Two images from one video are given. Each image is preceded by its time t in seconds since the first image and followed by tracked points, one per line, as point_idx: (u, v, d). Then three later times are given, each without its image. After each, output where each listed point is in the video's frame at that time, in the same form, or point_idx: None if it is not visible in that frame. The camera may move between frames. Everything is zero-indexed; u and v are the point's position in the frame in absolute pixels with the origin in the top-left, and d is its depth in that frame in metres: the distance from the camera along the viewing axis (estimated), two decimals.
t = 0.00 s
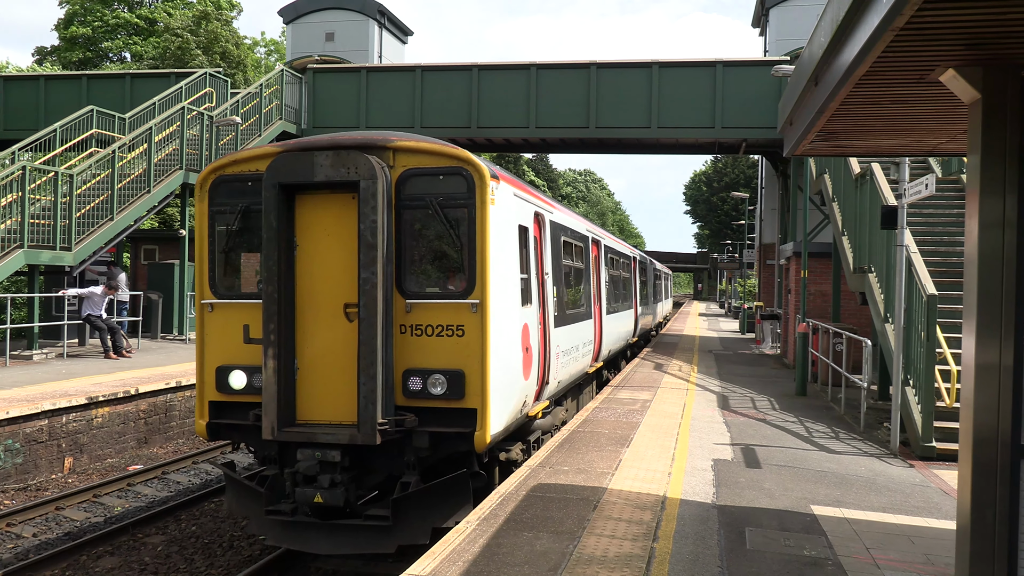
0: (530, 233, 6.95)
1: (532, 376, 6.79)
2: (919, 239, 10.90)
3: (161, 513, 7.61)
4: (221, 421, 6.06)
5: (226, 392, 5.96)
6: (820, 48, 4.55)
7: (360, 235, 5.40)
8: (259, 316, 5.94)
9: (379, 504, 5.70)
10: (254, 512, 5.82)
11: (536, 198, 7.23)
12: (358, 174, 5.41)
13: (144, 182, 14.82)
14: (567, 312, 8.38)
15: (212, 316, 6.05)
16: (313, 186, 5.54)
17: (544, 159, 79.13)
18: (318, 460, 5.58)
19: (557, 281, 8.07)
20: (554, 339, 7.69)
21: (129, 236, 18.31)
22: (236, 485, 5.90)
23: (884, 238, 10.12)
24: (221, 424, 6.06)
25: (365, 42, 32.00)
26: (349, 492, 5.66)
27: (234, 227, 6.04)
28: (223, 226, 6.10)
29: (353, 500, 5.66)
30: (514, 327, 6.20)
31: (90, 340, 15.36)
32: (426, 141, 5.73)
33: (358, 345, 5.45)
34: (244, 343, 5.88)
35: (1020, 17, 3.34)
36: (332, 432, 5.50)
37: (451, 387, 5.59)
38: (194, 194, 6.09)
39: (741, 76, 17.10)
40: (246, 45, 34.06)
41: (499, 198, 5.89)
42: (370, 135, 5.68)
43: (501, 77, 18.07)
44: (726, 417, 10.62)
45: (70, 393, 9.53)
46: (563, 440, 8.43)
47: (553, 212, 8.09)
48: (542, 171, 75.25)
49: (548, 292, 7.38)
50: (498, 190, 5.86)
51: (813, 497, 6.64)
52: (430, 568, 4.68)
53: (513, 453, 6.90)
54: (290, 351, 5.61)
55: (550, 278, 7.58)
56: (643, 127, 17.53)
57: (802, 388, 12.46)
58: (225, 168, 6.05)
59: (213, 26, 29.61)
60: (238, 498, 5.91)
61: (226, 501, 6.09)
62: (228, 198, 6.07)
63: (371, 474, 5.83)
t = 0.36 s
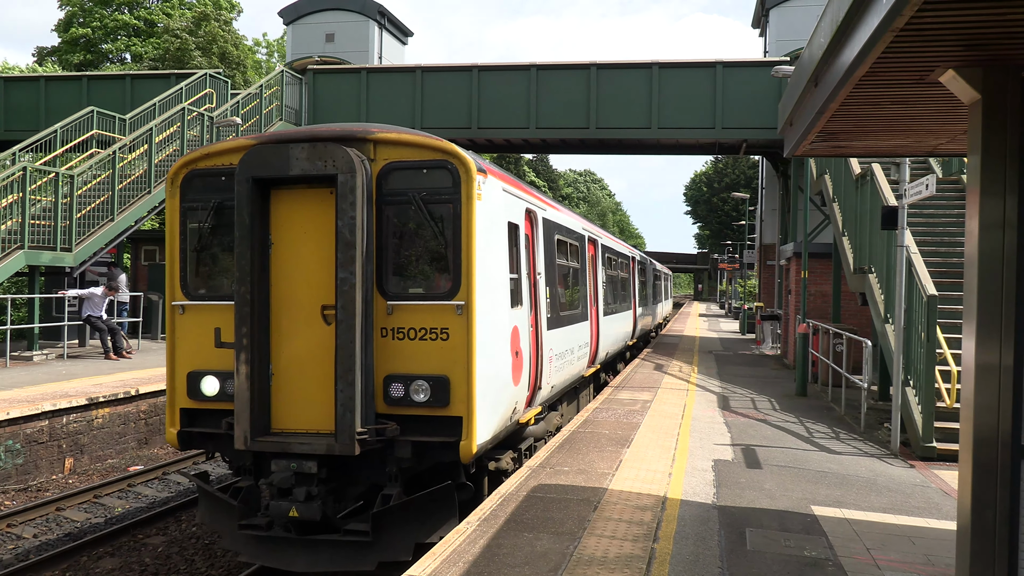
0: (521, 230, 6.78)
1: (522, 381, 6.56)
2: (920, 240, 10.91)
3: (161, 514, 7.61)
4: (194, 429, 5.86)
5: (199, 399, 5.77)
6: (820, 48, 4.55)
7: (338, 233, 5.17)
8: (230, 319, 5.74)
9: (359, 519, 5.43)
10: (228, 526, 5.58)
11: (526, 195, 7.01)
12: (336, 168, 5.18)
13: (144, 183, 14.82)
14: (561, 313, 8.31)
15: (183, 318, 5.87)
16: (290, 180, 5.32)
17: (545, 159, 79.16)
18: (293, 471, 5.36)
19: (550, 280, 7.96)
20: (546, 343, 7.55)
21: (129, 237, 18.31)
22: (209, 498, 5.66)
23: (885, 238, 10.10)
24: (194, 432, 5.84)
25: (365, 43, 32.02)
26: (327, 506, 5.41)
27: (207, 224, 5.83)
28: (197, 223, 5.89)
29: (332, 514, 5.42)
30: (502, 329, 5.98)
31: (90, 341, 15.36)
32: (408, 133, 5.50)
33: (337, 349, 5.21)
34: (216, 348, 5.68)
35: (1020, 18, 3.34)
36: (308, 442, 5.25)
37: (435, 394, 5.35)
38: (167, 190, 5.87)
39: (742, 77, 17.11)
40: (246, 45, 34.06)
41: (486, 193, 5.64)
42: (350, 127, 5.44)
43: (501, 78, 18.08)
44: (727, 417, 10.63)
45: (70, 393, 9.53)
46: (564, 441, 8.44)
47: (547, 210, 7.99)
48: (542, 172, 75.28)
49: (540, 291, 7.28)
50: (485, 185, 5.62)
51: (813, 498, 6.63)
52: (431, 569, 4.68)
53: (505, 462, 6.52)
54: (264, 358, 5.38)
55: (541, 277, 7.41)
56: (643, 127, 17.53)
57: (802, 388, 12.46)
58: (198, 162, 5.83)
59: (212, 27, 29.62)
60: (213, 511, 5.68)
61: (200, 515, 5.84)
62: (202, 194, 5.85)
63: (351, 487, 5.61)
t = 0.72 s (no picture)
0: (509, 227, 6.50)
1: (508, 386, 6.28)
2: (920, 240, 10.92)
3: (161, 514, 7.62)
4: (157, 439, 5.56)
5: (162, 407, 5.47)
6: (820, 48, 4.55)
7: (309, 229, 4.93)
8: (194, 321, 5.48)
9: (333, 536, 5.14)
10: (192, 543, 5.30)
11: (513, 189, 6.72)
12: (306, 159, 4.93)
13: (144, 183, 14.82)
14: (553, 314, 8.15)
15: (147, 322, 5.60)
16: (259, 171, 5.08)
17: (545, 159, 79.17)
18: (261, 485, 5.08)
19: (540, 280, 7.76)
20: (536, 344, 7.33)
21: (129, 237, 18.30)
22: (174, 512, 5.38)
23: (885, 238, 10.09)
24: (157, 443, 5.55)
25: (365, 42, 32.07)
26: (297, 522, 5.12)
27: (172, 220, 5.56)
28: (161, 218, 5.62)
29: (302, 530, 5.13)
30: (487, 331, 5.68)
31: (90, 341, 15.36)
32: (384, 121, 5.21)
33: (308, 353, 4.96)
34: (177, 352, 5.41)
35: (1021, 19, 3.34)
36: (277, 453, 4.98)
37: (415, 402, 5.05)
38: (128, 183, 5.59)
39: (742, 77, 17.12)
40: (246, 45, 34.05)
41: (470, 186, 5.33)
42: (323, 115, 5.16)
43: (501, 78, 18.09)
44: (727, 417, 10.64)
45: (70, 393, 9.53)
46: (564, 441, 8.46)
47: (537, 206, 7.79)
48: (542, 172, 75.32)
49: (531, 291, 7.07)
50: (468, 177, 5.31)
51: (814, 498, 6.64)
52: (431, 569, 4.68)
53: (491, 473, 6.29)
54: (232, 361, 5.15)
55: (529, 276, 7.15)
56: (644, 128, 17.53)
57: (802, 388, 12.47)
58: (161, 154, 5.55)
59: (211, 27, 29.61)
60: (178, 527, 5.41)
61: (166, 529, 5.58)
62: (165, 187, 5.59)
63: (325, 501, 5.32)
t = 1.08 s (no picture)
0: (494, 223, 6.13)
1: (493, 393, 5.90)
2: (920, 240, 10.92)
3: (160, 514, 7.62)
4: (111, 452, 5.18)
5: (116, 416, 5.11)
6: (821, 48, 4.54)
7: (271, 224, 4.57)
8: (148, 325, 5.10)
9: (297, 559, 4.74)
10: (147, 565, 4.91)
11: (497, 180, 6.33)
12: (268, 147, 4.57)
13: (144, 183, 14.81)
14: (546, 316, 7.84)
15: (100, 324, 5.23)
16: (219, 162, 4.72)
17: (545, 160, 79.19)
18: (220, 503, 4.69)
19: (531, 279, 7.42)
20: (526, 348, 6.98)
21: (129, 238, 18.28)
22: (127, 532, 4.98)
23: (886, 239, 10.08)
24: (111, 456, 5.17)
25: (366, 43, 32.11)
26: (259, 544, 4.73)
27: (126, 214, 5.19)
28: (115, 212, 5.25)
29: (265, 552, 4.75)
30: (469, 335, 5.30)
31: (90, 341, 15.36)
32: (354, 107, 4.86)
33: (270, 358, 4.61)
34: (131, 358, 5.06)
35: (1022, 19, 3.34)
36: (235, 469, 4.60)
37: (387, 411, 4.67)
38: (81, 175, 5.23)
39: (742, 77, 17.13)
40: (246, 45, 34.06)
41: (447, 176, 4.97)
42: (289, 101, 4.81)
43: (501, 78, 18.08)
44: (727, 417, 10.64)
45: (71, 394, 9.53)
46: (564, 441, 8.46)
47: (527, 201, 7.45)
48: (543, 173, 75.36)
49: (518, 291, 6.74)
50: (446, 167, 4.94)
51: (814, 498, 6.64)
52: (431, 569, 4.68)
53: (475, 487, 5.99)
54: (191, 368, 4.80)
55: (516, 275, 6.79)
56: (644, 128, 17.52)
57: (802, 389, 12.48)
58: (116, 143, 5.19)
59: (212, 27, 29.62)
60: (133, 546, 5.01)
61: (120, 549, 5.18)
62: (120, 178, 5.22)
63: (291, 520, 4.94)
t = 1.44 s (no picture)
0: (473, 218, 5.65)
1: (471, 403, 5.41)
2: (921, 241, 10.93)
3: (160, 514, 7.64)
4: (50, 468, 4.72)
5: (56, 429, 4.63)
6: (821, 49, 4.54)
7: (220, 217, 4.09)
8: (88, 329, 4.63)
9: None
10: None
11: (476, 169, 5.84)
12: (216, 131, 4.10)
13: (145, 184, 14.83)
14: (534, 319, 7.46)
15: (38, 328, 4.75)
16: (164, 148, 4.25)
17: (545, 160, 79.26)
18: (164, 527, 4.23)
19: (518, 279, 6.98)
20: (510, 353, 6.54)
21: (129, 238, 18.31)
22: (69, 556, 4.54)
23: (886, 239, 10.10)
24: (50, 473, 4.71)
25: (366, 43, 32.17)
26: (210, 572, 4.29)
27: (67, 207, 4.72)
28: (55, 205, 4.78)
29: None
30: (443, 340, 4.82)
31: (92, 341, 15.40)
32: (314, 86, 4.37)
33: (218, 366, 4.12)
34: (67, 367, 4.60)
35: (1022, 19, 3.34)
36: (180, 489, 4.12)
37: (351, 425, 4.19)
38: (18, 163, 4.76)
39: (742, 77, 17.12)
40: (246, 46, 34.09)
41: (417, 164, 4.48)
42: (242, 80, 4.33)
43: (501, 78, 18.08)
44: (727, 417, 10.65)
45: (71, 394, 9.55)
46: (564, 441, 8.47)
47: (513, 194, 7.01)
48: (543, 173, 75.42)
49: (500, 292, 6.27)
50: (416, 153, 4.45)
51: (815, 498, 6.65)
52: (432, 569, 4.68)
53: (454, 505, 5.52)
54: (135, 377, 4.31)
55: (498, 274, 6.34)
56: (644, 128, 17.52)
57: (803, 389, 12.48)
58: (56, 129, 4.72)
59: (212, 27, 29.64)
60: (71, 575, 4.45)
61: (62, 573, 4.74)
62: (61, 167, 4.76)
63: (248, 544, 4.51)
